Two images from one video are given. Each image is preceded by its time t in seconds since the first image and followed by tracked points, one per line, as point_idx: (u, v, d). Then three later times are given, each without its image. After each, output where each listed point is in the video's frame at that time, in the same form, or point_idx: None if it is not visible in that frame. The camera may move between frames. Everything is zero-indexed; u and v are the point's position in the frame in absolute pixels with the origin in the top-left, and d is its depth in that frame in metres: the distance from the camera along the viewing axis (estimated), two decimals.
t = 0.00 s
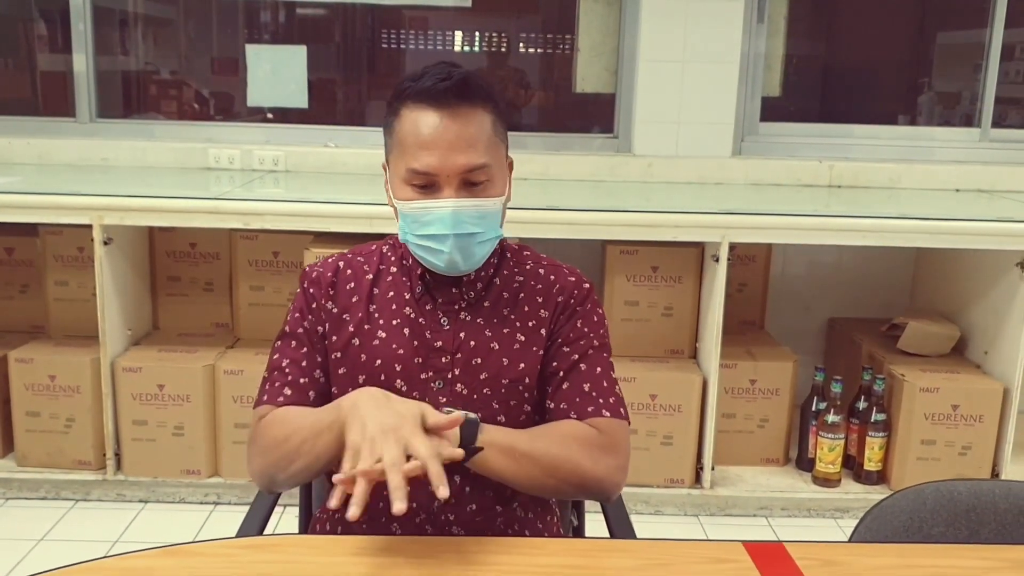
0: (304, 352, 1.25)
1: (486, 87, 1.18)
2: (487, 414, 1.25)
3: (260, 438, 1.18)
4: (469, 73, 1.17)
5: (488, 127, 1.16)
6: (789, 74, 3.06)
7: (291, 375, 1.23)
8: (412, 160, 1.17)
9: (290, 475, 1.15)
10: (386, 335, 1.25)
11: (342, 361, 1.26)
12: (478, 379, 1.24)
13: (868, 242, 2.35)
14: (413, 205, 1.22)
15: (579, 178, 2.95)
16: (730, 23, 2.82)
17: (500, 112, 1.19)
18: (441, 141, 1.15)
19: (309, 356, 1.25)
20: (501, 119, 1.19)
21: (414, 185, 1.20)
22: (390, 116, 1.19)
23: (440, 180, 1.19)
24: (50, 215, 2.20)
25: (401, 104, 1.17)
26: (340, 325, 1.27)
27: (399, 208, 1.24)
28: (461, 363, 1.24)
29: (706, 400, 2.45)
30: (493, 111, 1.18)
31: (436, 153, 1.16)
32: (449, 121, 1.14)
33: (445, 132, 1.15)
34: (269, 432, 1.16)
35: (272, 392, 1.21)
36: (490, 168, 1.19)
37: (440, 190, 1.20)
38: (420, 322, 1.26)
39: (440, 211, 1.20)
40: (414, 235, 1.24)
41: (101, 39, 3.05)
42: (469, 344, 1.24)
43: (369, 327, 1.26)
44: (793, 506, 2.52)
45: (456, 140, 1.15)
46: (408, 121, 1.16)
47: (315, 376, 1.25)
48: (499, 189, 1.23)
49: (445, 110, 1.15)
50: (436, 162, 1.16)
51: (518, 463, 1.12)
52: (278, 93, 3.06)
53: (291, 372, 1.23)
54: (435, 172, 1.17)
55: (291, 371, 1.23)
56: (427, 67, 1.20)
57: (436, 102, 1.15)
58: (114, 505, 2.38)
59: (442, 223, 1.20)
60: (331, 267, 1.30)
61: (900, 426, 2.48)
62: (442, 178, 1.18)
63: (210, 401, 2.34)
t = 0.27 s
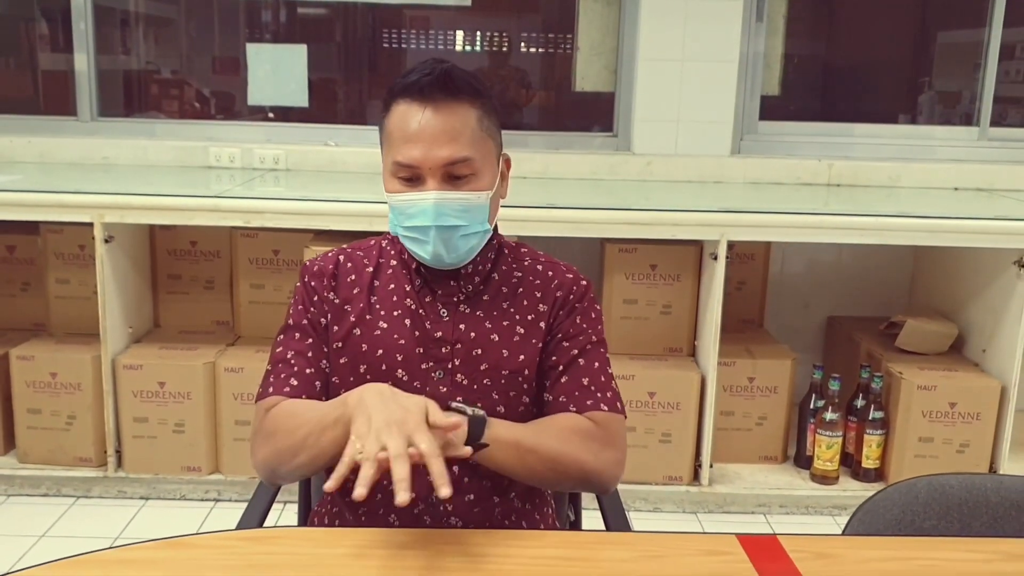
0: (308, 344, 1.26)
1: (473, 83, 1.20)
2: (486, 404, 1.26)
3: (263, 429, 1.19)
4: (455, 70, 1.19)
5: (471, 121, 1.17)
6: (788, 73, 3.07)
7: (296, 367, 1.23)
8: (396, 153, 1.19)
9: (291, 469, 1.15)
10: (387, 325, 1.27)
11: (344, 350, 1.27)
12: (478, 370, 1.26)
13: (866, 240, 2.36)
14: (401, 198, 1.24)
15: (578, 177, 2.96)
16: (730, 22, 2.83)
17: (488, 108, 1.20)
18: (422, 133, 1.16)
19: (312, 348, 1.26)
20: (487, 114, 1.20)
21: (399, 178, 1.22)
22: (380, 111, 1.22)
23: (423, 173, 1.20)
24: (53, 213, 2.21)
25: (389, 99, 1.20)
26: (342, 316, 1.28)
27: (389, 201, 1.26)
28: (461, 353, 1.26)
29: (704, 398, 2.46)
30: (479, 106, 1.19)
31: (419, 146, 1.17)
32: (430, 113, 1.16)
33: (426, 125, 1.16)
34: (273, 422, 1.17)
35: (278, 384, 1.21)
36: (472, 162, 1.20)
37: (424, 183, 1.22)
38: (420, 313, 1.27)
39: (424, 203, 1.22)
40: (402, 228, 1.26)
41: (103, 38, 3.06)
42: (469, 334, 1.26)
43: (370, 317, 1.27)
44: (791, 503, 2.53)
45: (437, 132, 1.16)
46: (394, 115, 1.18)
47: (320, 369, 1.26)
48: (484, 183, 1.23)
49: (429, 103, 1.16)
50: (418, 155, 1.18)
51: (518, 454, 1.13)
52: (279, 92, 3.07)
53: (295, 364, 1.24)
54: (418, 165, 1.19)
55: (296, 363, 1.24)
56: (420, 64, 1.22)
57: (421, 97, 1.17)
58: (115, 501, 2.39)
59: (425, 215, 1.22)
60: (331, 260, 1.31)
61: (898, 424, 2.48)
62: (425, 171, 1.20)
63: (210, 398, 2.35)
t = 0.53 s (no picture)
0: (310, 341, 1.27)
1: (466, 79, 1.21)
2: (487, 399, 1.27)
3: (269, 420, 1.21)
4: (447, 66, 1.20)
5: (461, 118, 1.19)
6: (788, 72, 3.08)
7: (298, 363, 1.24)
8: (388, 149, 1.21)
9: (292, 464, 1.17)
10: (388, 321, 1.27)
11: (346, 345, 1.29)
12: (479, 364, 1.26)
13: (865, 238, 2.37)
14: (395, 194, 1.26)
15: (578, 175, 2.97)
16: (729, 21, 2.83)
17: (480, 103, 1.21)
18: (412, 130, 1.18)
19: (314, 343, 1.27)
20: (478, 110, 1.21)
21: (393, 173, 1.24)
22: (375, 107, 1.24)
23: (416, 170, 1.22)
24: (55, 210, 2.23)
25: (383, 95, 1.21)
26: (343, 311, 1.29)
27: (384, 197, 1.28)
28: (461, 347, 1.27)
29: (704, 395, 2.47)
30: (471, 102, 1.20)
31: (411, 143, 1.19)
32: (420, 110, 1.17)
33: (416, 122, 1.17)
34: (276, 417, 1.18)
35: (280, 380, 1.22)
36: (463, 157, 1.21)
37: (416, 178, 1.23)
38: (421, 309, 1.28)
39: (416, 199, 1.24)
40: (397, 224, 1.28)
41: (105, 38, 3.07)
42: (470, 329, 1.27)
43: (371, 312, 1.28)
44: (791, 500, 2.54)
45: (427, 129, 1.18)
46: (386, 112, 1.20)
47: (321, 363, 1.27)
48: (477, 178, 1.25)
49: (420, 100, 1.18)
50: (410, 151, 1.19)
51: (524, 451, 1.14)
52: (280, 90, 3.08)
53: (297, 359, 1.25)
54: (411, 161, 1.21)
55: (298, 358, 1.25)
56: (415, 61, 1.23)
57: (414, 93, 1.18)
58: (117, 498, 2.41)
59: (417, 211, 1.24)
60: (333, 256, 1.32)
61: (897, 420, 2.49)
62: (417, 168, 1.21)
63: (212, 395, 2.37)
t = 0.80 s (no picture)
0: (310, 341, 1.27)
1: (464, 80, 1.21)
2: (486, 398, 1.28)
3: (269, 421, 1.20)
4: (446, 66, 1.21)
5: (458, 118, 1.19)
6: (788, 72, 3.09)
7: (297, 364, 1.25)
8: (386, 149, 1.22)
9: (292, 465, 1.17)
10: (388, 321, 1.28)
11: (346, 345, 1.29)
12: (479, 363, 1.27)
13: (865, 237, 2.37)
14: (394, 193, 1.27)
15: (579, 174, 2.97)
16: (730, 20, 2.84)
17: (477, 103, 1.21)
18: (409, 130, 1.18)
19: (314, 343, 1.28)
20: (475, 109, 1.21)
21: (392, 173, 1.25)
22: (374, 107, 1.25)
23: (414, 169, 1.23)
24: (58, 209, 2.23)
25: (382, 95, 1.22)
26: (343, 311, 1.29)
27: (384, 196, 1.29)
28: (462, 346, 1.28)
29: (704, 393, 2.48)
30: (468, 102, 1.20)
31: (408, 142, 1.19)
32: (417, 110, 1.18)
33: (413, 122, 1.18)
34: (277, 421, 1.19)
35: (280, 382, 1.23)
36: (461, 157, 1.21)
37: (414, 178, 1.24)
38: (421, 308, 1.29)
39: (414, 199, 1.25)
40: (395, 224, 1.29)
41: (107, 37, 3.08)
42: (470, 328, 1.28)
43: (371, 313, 1.29)
44: (790, 498, 2.54)
45: (424, 129, 1.18)
46: (385, 112, 1.21)
47: (321, 365, 1.27)
48: (475, 177, 1.25)
49: (418, 100, 1.18)
50: (407, 151, 1.20)
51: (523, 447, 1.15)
52: (281, 90, 3.09)
53: (296, 361, 1.25)
54: (408, 161, 1.21)
55: (297, 360, 1.25)
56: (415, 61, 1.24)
57: (412, 93, 1.19)
58: (118, 496, 2.41)
59: (415, 211, 1.25)
60: (332, 256, 1.33)
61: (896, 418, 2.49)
62: (415, 167, 1.22)
63: (213, 393, 2.37)
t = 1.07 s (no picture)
0: (312, 360, 1.28)
1: (462, 76, 1.21)
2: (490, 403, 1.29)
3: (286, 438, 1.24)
4: (444, 62, 1.21)
5: (454, 113, 1.19)
6: (788, 72, 3.09)
7: (303, 387, 1.26)
8: (384, 144, 1.22)
9: (315, 480, 1.22)
10: (389, 329, 1.28)
11: (347, 359, 1.29)
12: (482, 369, 1.28)
13: (865, 237, 2.38)
14: (391, 189, 1.27)
15: (579, 174, 2.98)
16: (730, 20, 2.84)
17: (475, 99, 1.21)
18: (406, 125, 1.19)
19: (316, 359, 1.28)
20: (473, 105, 1.21)
21: (390, 169, 1.25)
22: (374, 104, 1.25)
23: (410, 165, 1.22)
24: (58, 209, 2.24)
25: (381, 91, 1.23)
26: (343, 324, 1.29)
27: (382, 193, 1.29)
28: (464, 353, 1.28)
29: (704, 393, 2.48)
30: (465, 97, 1.20)
31: (404, 137, 1.20)
32: (414, 106, 1.18)
33: (409, 117, 1.18)
34: (296, 437, 1.22)
35: (289, 406, 1.25)
36: (457, 152, 1.21)
37: (411, 174, 1.24)
38: (423, 315, 1.29)
39: (411, 193, 1.24)
40: (392, 218, 1.29)
41: (107, 37, 3.09)
42: (472, 334, 1.28)
43: (370, 324, 1.29)
44: (791, 498, 2.54)
45: (421, 124, 1.18)
46: (383, 107, 1.21)
47: (326, 382, 1.28)
48: (472, 174, 1.25)
49: (415, 95, 1.19)
50: (403, 146, 1.20)
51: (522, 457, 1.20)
52: (282, 90, 3.09)
53: (302, 383, 1.26)
54: (404, 156, 1.21)
55: (302, 382, 1.26)
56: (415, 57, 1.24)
57: (409, 89, 1.19)
58: (118, 496, 2.42)
59: (412, 205, 1.25)
60: (329, 268, 1.31)
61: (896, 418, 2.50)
62: (411, 163, 1.22)
63: (214, 392, 2.37)
